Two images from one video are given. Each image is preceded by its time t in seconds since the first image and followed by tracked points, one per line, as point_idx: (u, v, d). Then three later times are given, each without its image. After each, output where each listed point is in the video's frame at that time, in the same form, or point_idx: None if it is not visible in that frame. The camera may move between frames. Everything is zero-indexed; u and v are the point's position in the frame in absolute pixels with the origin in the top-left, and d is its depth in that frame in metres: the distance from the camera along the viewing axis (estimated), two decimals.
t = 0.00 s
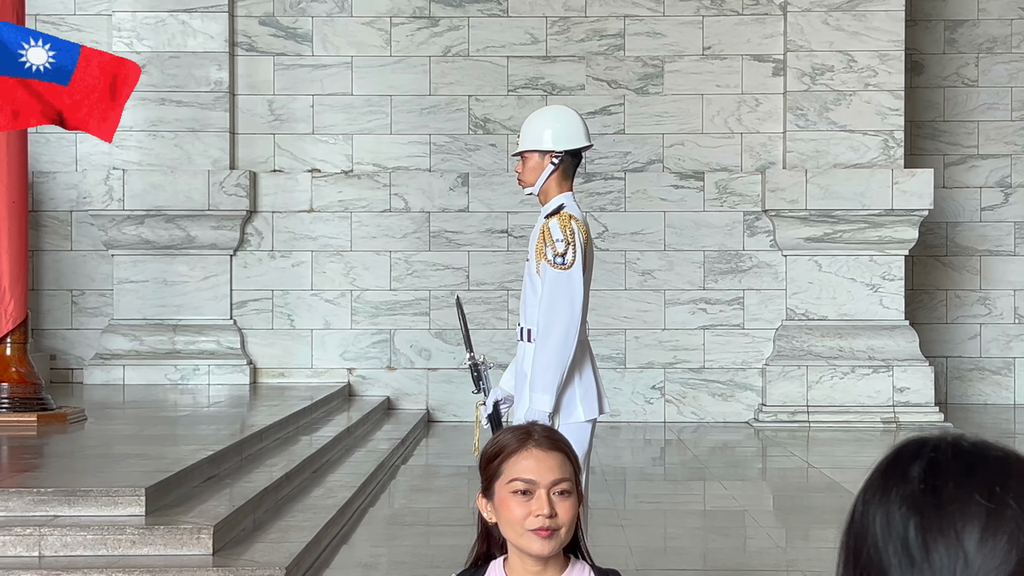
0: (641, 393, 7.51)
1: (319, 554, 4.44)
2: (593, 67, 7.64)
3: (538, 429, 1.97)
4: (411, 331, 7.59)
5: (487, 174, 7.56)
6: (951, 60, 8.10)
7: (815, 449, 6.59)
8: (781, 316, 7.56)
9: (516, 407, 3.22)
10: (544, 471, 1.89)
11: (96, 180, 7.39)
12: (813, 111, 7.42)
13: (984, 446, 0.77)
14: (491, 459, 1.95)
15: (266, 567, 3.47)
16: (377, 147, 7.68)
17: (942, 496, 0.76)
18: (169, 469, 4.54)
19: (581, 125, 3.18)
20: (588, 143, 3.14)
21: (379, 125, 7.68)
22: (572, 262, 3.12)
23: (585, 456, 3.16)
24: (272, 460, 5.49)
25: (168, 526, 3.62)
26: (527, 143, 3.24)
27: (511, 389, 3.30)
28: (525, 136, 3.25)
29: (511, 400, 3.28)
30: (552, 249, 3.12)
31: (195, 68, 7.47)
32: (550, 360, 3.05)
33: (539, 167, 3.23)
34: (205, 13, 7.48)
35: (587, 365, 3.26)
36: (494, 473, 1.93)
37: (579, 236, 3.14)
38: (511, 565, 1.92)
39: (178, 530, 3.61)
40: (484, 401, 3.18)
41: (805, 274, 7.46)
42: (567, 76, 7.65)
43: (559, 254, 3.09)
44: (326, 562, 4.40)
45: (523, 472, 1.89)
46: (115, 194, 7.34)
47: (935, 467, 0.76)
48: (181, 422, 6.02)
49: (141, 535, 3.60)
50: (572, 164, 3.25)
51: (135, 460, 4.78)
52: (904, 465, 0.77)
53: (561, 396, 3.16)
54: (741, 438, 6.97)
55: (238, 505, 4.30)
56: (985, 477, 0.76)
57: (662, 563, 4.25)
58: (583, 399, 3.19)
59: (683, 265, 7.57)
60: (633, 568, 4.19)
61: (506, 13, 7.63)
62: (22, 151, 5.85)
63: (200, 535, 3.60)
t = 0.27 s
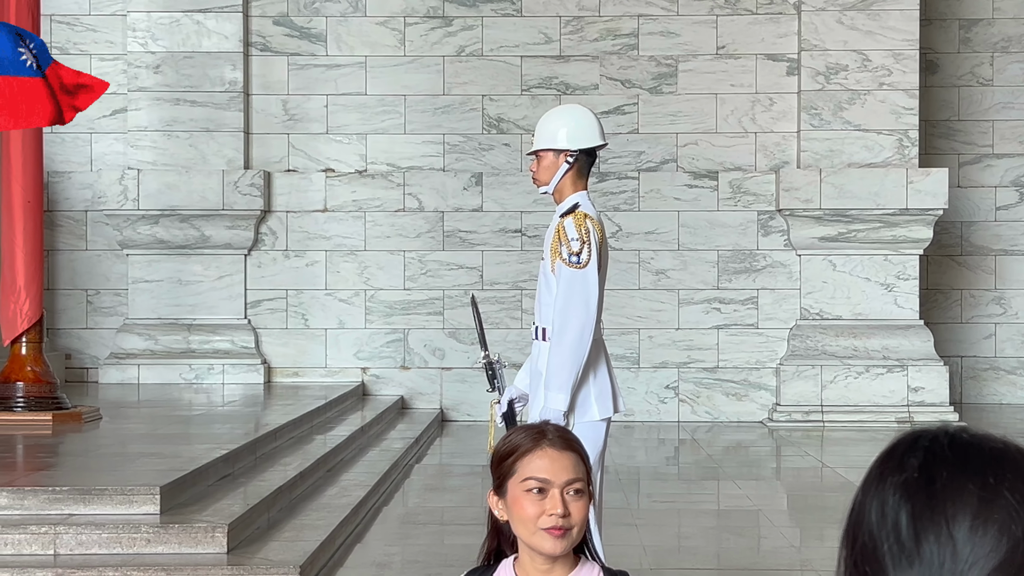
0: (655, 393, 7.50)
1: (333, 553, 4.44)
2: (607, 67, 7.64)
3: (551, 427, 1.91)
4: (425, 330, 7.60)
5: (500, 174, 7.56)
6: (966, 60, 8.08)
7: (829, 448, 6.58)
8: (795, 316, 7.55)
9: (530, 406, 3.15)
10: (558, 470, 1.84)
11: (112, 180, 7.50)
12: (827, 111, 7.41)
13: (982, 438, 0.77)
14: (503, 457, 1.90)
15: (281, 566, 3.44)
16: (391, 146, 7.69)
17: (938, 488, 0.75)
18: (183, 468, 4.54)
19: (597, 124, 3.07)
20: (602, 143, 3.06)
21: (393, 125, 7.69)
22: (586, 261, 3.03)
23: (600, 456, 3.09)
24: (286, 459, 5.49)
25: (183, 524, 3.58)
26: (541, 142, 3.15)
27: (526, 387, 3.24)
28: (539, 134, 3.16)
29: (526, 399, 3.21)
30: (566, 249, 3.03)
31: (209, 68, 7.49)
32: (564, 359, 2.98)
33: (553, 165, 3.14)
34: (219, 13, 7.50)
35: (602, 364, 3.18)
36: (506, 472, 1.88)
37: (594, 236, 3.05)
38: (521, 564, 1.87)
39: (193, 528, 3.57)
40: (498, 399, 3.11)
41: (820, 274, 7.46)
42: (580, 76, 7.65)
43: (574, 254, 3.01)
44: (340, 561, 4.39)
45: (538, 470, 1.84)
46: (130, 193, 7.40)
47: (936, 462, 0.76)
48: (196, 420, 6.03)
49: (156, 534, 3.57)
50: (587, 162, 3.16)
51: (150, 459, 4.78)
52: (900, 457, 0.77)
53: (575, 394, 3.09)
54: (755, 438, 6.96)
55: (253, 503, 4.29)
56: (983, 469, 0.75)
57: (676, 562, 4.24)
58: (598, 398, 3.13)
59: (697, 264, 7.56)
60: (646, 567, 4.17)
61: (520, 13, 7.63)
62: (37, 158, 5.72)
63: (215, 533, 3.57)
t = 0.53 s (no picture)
0: (667, 393, 7.50)
1: (346, 551, 4.33)
2: (620, 66, 7.65)
3: (568, 423, 1.84)
4: (437, 330, 7.60)
5: (513, 173, 7.56)
6: (979, 59, 8.07)
7: (842, 448, 6.57)
8: (808, 315, 7.54)
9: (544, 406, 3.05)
10: (571, 468, 1.77)
11: (126, 180, 7.51)
12: (840, 110, 7.40)
13: (985, 431, 0.70)
14: (516, 449, 1.83)
15: (295, 564, 3.40)
16: (404, 146, 7.70)
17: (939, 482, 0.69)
18: (196, 467, 4.37)
19: (611, 122, 3.04)
20: (617, 140, 3.02)
21: (406, 125, 7.70)
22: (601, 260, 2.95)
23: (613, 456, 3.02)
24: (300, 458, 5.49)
25: (196, 522, 3.54)
26: (554, 140, 3.11)
27: (540, 385, 3.17)
28: (552, 132, 3.12)
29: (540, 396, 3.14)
30: (581, 247, 2.96)
31: (222, 68, 7.50)
32: (579, 357, 2.91)
33: (567, 164, 3.10)
34: (232, 13, 7.50)
35: (615, 364, 3.11)
36: (518, 465, 1.81)
37: (609, 234, 2.97)
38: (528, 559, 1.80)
39: (205, 527, 3.54)
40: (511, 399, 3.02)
41: (833, 273, 7.45)
42: (593, 75, 7.66)
43: (588, 252, 2.93)
44: (353, 558, 4.28)
45: (550, 465, 1.77)
46: (143, 193, 7.42)
47: (937, 458, 0.69)
48: (209, 419, 6.03)
49: (169, 533, 3.53)
50: (601, 161, 3.12)
51: (162, 458, 4.63)
52: (900, 447, 0.70)
53: (588, 394, 3.02)
54: (768, 438, 6.94)
55: (266, 502, 4.14)
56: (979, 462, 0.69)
57: (688, 561, 4.21)
58: (611, 396, 3.06)
59: (710, 264, 7.56)
60: (659, 566, 4.15)
61: (532, 12, 7.63)
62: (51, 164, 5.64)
63: (227, 532, 3.54)
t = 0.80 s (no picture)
0: (677, 392, 7.50)
1: (357, 550, 4.13)
2: (630, 66, 7.64)
3: (565, 421, 1.81)
4: (448, 330, 7.60)
5: (523, 173, 7.55)
6: (990, 58, 8.06)
7: (853, 448, 6.56)
8: (819, 315, 7.53)
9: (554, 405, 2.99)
10: (571, 465, 1.74)
11: (137, 179, 7.61)
12: (851, 109, 7.39)
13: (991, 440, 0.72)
14: (515, 451, 1.80)
15: (305, 564, 3.37)
16: (414, 145, 7.71)
17: (953, 467, 0.70)
18: (206, 467, 4.22)
19: (622, 121, 2.95)
20: (626, 140, 2.93)
21: (416, 124, 7.71)
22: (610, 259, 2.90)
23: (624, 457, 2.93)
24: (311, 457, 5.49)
25: (207, 521, 3.52)
26: (564, 139, 3.02)
27: (549, 386, 3.10)
28: (562, 132, 3.03)
29: (549, 397, 3.07)
30: (591, 246, 2.91)
31: (233, 68, 7.51)
32: (588, 358, 2.84)
33: (577, 163, 3.01)
34: (242, 13, 7.51)
35: (625, 364, 3.04)
36: (518, 466, 1.78)
37: (619, 233, 2.92)
38: (533, 560, 1.77)
39: (216, 526, 3.51)
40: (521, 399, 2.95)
41: (843, 273, 7.44)
42: (603, 75, 7.66)
43: (598, 251, 2.88)
44: (364, 558, 4.07)
45: (549, 465, 1.74)
46: (154, 193, 7.43)
47: (951, 447, 0.70)
48: (220, 418, 6.03)
49: (179, 532, 3.50)
50: (611, 160, 3.03)
51: (172, 457, 4.50)
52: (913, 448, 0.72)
53: (598, 394, 2.94)
54: (778, 437, 6.94)
55: (276, 501, 3.93)
56: (989, 446, 0.71)
57: (698, 561, 4.19)
58: (622, 396, 2.97)
59: (720, 263, 7.55)
60: (669, 565, 4.13)
61: (542, 12, 7.63)
62: (62, 164, 5.61)
63: (237, 531, 3.50)
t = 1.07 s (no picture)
0: (685, 392, 7.49)
1: (364, 549, 4.06)
2: (637, 65, 7.64)
3: (569, 419, 1.78)
4: (454, 329, 7.60)
5: (530, 172, 7.55)
6: (998, 57, 8.05)
7: (861, 447, 6.55)
8: (826, 314, 7.52)
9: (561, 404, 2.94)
10: (576, 463, 1.71)
11: (143, 179, 7.62)
12: (858, 109, 7.38)
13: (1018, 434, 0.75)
14: (519, 449, 1.77)
15: (313, 563, 3.36)
16: (421, 145, 7.71)
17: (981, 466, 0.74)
18: (214, 466, 4.21)
19: (628, 120, 2.90)
20: (634, 139, 2.89)
21: (423, 124, 7.71)
22: (617, 258, 2.84)
23: (631, 457, 2.86)
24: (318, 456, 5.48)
25: (214, 521, 3.51)
26: (570, 138, 2.97)
27: (556, 386, 3.03)
28: (569, 131, 2.99)
29: (556, 396, 3.00)
30: (597, 246, 2.85)
31: (240, 68, 7.51)
32: (594, 357, 2.78)
33: (584, 163, 2.96)
34: (249, 13, 7.52)
35: (633, 363, 2.96)
36: (521, 465, 1.75)
37: (626, 233, 2.86)
38: (538, 559, 1.74)
39: (223, 525, 3.50)
40: (528, 397, 2.90)
41: (850, 272, 7.43)
42: (610, 74, 7.65)
43: (605, 251, 2.83)
44: (371, 557, 4.00)
45: (553, 463, 1.71)
46: (161, 192, 7.44)
47: (981, 444, 0.74)
48: (228, 417, 6.03)
49: (186, 531, 3.49)
50: (618, 159, 2.97)
51: (181, 456, 4.49)
52: (948, 437, 0.75)
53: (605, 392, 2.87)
54: (786, 437, 6.93)
55: (283, 501, 3.92)
56: (1016, 444, 0.74)
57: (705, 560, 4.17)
58: (629, 395, 2.89)
59: (727, 263, 7.55)
60: (677, 565, 4.12)
61: (549, 12, 7.64)
62: (69, 164, 5.60)
63: (244, 531, 3.49)
